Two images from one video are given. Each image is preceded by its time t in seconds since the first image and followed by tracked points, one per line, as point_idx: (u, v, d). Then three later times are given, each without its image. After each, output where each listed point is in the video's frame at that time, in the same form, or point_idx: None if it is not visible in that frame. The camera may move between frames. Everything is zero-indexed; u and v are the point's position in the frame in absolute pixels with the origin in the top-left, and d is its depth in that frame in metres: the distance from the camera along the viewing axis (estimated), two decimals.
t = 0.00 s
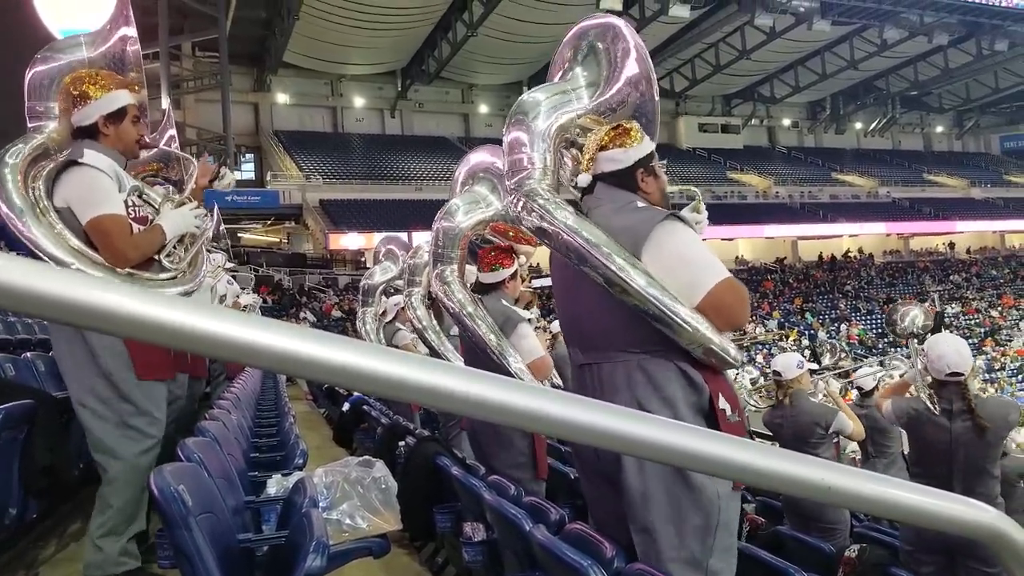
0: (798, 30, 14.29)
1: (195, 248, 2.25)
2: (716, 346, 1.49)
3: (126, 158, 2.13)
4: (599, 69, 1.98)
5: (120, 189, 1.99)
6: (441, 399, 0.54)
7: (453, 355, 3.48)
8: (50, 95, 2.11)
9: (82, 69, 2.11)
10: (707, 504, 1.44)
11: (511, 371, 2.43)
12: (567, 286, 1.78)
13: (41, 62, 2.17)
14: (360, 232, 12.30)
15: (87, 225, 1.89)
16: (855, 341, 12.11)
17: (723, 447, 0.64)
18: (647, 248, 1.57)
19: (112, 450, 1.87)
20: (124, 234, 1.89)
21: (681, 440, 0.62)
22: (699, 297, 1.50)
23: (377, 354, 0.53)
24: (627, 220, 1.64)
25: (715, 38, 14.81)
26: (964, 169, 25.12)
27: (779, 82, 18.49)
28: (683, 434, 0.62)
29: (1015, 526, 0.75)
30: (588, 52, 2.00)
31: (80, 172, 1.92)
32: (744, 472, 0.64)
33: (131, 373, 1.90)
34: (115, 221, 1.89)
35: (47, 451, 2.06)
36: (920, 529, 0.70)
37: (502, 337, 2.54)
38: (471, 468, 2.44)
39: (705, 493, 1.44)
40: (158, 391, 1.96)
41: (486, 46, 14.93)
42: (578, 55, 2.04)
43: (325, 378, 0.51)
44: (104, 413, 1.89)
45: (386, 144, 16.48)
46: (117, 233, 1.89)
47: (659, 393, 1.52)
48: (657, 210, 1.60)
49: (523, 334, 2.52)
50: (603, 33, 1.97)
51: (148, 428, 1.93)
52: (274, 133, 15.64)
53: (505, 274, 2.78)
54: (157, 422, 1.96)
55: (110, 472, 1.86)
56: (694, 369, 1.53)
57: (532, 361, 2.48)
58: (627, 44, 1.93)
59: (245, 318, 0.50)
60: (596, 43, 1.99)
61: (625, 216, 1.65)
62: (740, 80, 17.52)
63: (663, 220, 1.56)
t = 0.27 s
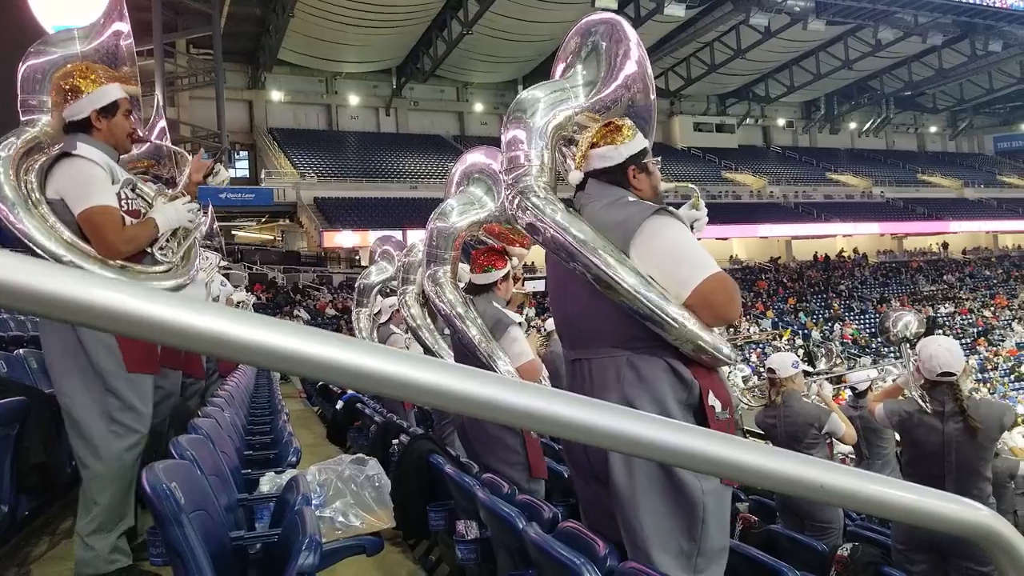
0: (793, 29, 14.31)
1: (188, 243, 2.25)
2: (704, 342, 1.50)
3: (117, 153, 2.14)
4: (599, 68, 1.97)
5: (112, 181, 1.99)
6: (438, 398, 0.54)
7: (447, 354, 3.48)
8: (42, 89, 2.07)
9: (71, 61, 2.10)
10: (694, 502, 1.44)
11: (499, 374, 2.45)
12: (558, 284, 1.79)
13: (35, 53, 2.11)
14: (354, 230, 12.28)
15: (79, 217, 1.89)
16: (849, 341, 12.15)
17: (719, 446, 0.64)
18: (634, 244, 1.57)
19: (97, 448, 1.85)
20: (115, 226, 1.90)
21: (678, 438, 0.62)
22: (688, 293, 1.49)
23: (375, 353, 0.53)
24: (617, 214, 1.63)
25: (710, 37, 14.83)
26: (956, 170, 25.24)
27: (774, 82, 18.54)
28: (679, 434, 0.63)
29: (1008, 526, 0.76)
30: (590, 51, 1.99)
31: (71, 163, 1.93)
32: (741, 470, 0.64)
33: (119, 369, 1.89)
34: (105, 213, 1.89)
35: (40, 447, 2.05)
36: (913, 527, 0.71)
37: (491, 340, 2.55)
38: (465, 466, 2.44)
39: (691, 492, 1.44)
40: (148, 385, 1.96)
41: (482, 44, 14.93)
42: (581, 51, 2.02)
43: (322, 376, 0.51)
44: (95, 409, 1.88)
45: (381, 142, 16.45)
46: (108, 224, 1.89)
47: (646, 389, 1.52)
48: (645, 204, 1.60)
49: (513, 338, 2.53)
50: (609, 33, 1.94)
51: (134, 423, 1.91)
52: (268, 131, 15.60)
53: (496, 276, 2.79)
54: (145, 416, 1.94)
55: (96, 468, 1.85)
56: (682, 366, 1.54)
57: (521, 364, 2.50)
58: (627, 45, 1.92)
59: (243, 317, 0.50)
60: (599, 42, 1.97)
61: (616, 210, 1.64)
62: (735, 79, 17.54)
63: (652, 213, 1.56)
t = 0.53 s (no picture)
0: (790, 27, 14.32)
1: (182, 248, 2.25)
2: (701, 347, 1.50)
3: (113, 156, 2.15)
4: (615, 73, 1.96)
5: (107, 183, 2.00)
6: (439, 397, 0.55)
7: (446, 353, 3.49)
8: (38, 94, 2.07)
9: (71, 68, 2.09)
10: (690, 504, 1.44)
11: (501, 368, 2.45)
12: (559, 280, 1.79)
13: (32, 62, 2.11)
14: (352, 229, 12.28)
15: (74, 217, 1.89)
16: (847, 338, 12.19)
17: (718, 442, 0.64)
18: (633, 246, 1.58)
19: (92, 450, 1.85)
20: (111, 227, 1.90)
21: (678, 437, 0.63)
22: (686, 296, 1.51)
23: (376, 350, 0.54)
24: (619, 214, 1.64)
25: (708, 35, 14.83)
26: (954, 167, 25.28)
27: (771, 79, 18.56)
28: (679, 432, 0.63)
29: (1006, 521, 0.76)
30: (609, 54, 1.97)
31: (66, 162, 1.94)
32: (740, 467, 0.65)
33: (112, 371, 1.89)
34: (101, 213, 1.90)
35: (40, 447, 2.05)
36: (910, 523, 0.71)
37: (493, 334, 2.55)
38: (464, 464, 2.44)
39: (687, 494, 1.44)
40: (145, 391, 1.96)
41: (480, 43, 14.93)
42: (599, 52, 1.99)
43: (324, 374, 0.52)
44: (88, 411, 1.88)
45: (379, 141, 16.44)
46: (104, 224, 1.89)
47: (642, 391, 1.52)
48: (648, 205, 1.60)
49: (514, 332, 2.52)
50: (630, 38, 1.96)
51: (132, 428, 1.92)
52: (265, 130, 15.59)
53: (495, 270, 2.78)
54: (144, 420, 1.95)
55: (95, 474, 1.84)
56: (679, 370, 1.54)
57: (521, 358, 2.48)
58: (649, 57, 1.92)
59: (246, 314, 0.51)
60: (619, 49, 1.96)
61: (617, 210, 1.65)
62: (732, 77, 17.56)
63: (653, 215, 1.57)
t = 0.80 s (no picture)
0: (793, 25, 14.29)
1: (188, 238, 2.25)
2: (711, 337, 1.50)
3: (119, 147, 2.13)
4: (591, 61, 1.96)
5: (111, 174, 1.98)
6: (440, 396, 0.54)
7: (448, 352, 3.48)
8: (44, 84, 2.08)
9: (73, 57, 2.10)
10: (701, 495, 1.46)
11: (508, 366, 2.44)
12: (561, 278, 1.78)
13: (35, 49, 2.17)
14: (355, 228, 12.27)
15: (79, 211, 1.89)
16: (850, 338, 12.15)
17: (722, 444, 0.64)
18: (640, 240, 1.57)
19: (86, 443, 1.85)
20: (114, 219, 1.90)
21: (681, 437, 0.62)
22: (693, 288, 1.51)
23: (376, 350, 0.53)
24: (619, 208, 1.63)
25: (711, 34, 14.81)
26: (957, 166, 25.21)
27: (775, 78, 18.53)
28: (682, 433, 0.63)
29: (1012, 523, 0.76)
30: (581, 46, 1.98)
31: (69, 155, 1.93)
32: (744, 468, 0.64)
33: (115, 364, 1.91)
34: (104, 204, 1.89)
35: (39, 443, 2.04)
36: (916, 524, 0.71)
37: (499, 332, 2.54)
38: (465, 463, 2.44)
39: (697, 484, 1.45)
40: (142, 386, 1.97)
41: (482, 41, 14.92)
42: (571, 47, 2.02)
43: (323, 373, 0.51)
44: (86, 408, 1.88)
45: (382, 140, 16.45)
46: (107, 217, 1.89)
47: (654, 383, 1.52)
48: (648, 197, 1.60)
49: (517, 329, 2.54)
50: (595, 21, 1.96)
51: (125, 422, 1.92)
52: (268, 129, 15.60)
53: (502, 270, 2.80)
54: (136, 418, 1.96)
55: (87, 466, 1.84)
56: (690, 360, 1.54)
57: (526, 356, 2.48)
58: (620, 37, 1.93)
59: (243, 311, 0.50)
60: (589, 35, 1.97)
61: (617, 205, 1.64)
62: (735, 76, 17.53)
63: (656, 207, 1.56)
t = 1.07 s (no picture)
0: (793, 31, 14.33)
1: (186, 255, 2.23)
2: (707, 348, 1.50)
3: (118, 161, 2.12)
4: (598, 70, 1.96)
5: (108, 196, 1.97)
6: (437, 397, 0.54)
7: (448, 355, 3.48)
8: (46, 93, 2.08)
9: (75, 65, 2.11)
10: (699, 501, 1.44)
11: (507, 370, 2.44)
12: (562, 282, 1.78)
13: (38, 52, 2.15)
14: (354, 230, 12.27)
15: (74, 232, 1.88)
16: (848, 342, 12.16)
17: (718, 447, 0.63)
18: (641, 248, 1.57)
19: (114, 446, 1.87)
20: (111, 240, 1.88)
21: (679, 441, 0.62)
22: (692, 300, 1.50)
23: (371, 352, 0.53)
24: (622, 219, 1.64)
25: (711, 39, 14.85)
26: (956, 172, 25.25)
27: (775, 84, 18.57)
28: (680, 436, 0.62)
29: (1009, 529, 0.75)
30: (583, 52, 1.99)
31: (65, 176, 1.92)
32: (742, 472, 0.64)
33: (122, 374, 1.90)
34: (100, 228, 1.88)
35: (39, 447, 2.02)
36: (913, 528, 0.71)
37: (497, 335, 2.54)
38: (464, 466, 2.43)
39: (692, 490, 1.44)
40: (155, 392, 1.96)
41: (483, 45, 14.94)
42: (574, 54, 2.02)
43: (319, 374, 0.51)
44: (94, 408, 1.88)
45: (382, 143, 16.47)
46: (103, 239, 1.88)
47: (649, 390, 1.52)
48: (653, 212, 1.61)
49: (517, 333, 2.56)
50: (603, 33, 1.94)
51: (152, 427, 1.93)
52: (268, 131, 15.61)
53: (501, 274, 2.82)
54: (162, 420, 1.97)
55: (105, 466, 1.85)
56: (685, 371, 1.54)
57: (526, 359, 2.52)
58: (629, 51, 1.92)
59: (241, 314, 0.50)
60: (595, 45, 1.97)
61: (619, 215, 1.65)
62: (735, 81, 17.56)
63: (659, 221, 1.57)
